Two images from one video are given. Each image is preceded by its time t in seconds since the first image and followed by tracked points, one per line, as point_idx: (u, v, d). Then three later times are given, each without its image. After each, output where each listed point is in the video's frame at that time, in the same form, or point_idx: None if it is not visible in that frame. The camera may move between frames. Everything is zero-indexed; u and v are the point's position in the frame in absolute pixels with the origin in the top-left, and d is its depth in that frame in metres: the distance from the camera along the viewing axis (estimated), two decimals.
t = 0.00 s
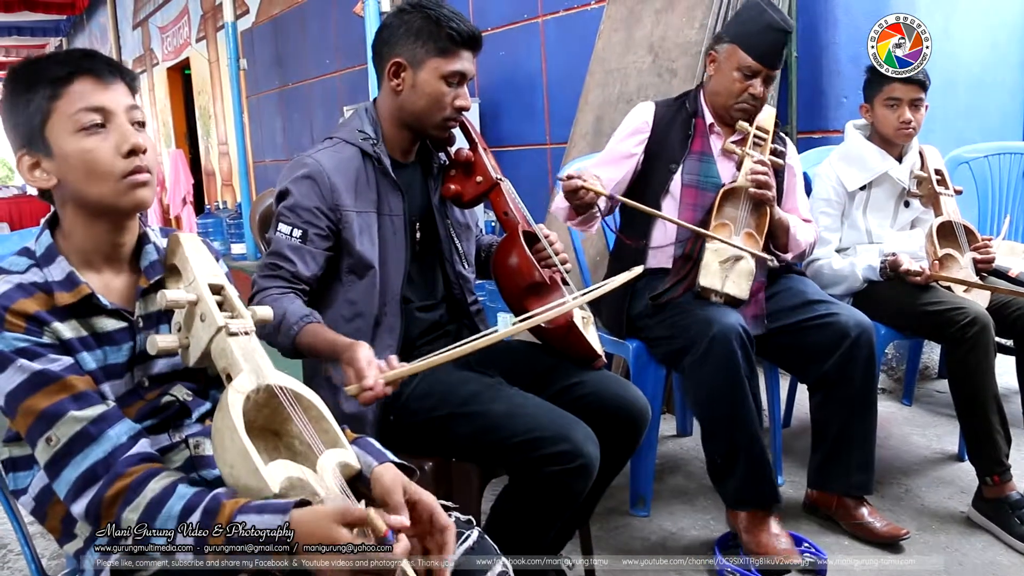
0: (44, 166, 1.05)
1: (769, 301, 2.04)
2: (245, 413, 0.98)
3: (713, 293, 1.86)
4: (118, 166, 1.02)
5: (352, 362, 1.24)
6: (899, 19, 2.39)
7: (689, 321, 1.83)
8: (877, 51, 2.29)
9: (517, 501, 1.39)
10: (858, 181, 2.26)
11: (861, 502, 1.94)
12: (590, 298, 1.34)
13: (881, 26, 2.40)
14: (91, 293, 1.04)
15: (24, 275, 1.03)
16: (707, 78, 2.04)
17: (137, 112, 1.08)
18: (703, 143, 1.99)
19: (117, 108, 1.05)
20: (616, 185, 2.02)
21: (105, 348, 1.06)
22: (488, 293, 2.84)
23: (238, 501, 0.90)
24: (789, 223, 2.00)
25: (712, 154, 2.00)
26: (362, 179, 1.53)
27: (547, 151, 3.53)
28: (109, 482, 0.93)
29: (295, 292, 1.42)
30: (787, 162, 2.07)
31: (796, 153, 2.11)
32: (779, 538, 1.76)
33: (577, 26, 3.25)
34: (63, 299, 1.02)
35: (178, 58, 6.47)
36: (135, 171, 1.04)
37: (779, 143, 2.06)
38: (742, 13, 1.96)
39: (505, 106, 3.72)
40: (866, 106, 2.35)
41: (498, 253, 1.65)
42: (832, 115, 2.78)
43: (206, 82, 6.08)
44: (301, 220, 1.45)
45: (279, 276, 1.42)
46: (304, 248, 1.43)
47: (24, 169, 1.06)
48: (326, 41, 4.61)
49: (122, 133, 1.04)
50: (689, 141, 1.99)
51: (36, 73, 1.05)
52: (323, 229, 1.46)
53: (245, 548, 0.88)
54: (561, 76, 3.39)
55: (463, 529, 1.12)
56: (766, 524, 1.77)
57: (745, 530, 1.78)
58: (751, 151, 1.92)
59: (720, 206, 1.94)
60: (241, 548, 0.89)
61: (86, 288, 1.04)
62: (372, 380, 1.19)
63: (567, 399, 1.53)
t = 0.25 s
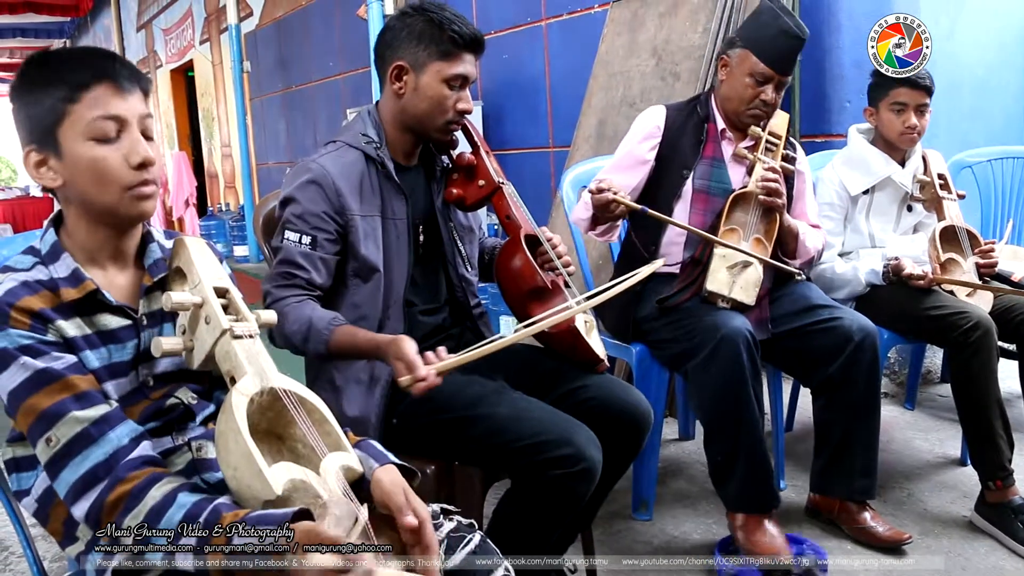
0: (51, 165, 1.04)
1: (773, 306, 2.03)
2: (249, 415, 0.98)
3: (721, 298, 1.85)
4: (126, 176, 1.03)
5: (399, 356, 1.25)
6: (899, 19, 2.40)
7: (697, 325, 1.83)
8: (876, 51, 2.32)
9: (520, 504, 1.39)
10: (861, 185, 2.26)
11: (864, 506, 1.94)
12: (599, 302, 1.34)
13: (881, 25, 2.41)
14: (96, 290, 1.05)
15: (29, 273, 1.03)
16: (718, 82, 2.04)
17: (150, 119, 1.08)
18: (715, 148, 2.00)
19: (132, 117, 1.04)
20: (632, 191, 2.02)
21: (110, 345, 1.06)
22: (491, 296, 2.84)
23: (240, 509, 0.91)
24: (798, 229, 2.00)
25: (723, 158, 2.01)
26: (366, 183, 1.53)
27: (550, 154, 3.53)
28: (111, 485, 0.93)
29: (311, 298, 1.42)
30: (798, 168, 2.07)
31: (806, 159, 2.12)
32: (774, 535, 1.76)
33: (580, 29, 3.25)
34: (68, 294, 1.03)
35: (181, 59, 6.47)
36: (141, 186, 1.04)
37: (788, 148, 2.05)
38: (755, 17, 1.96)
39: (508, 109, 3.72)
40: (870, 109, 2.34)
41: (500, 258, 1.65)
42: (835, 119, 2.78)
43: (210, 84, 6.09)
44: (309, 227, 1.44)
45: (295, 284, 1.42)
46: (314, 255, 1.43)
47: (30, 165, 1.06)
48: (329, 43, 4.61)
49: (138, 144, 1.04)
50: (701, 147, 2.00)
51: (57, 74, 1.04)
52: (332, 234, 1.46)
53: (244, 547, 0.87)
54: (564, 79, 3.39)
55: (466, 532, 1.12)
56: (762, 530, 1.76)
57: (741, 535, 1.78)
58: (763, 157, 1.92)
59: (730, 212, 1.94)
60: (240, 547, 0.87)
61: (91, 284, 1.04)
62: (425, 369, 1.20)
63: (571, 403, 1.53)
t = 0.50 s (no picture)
0: (77, 157, 1.03)
1: (773, 307, 2.03)
2: (249, 417, 0.99)
3: (721, 294, 1.86)
4: (145, 194, 1.02)
5: (438, 345, 1.29)
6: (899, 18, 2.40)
7: (695, 321, 1.83)
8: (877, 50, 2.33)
9: (518, 503, 1.40)
10: (860, 185, 2.27)
11: (864, 507, 1.94)
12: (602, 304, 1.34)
13: (881, 25, 2.42)
14: (99, 286, 1.05)
15: (32, 265, 1.03)
16: (723, 83, 2.04)
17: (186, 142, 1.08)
18: (718, 148, 2.00)
19: (169, 139, 1.04)
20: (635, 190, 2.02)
21: (109, 343, 1.06)
22: (491, 298, 2.84)
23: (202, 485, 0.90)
24: (799, 232, 2.01)
25: (727, 159, 2.01)
26: (367, 185, 1.54)
27: (549, 156, 3.53)
28: (89, 484, 0.93)
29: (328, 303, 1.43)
30: (800, 171, 2.07)
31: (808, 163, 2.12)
32: (756, 537, 1.78)
33: (580, 30, 3.26)
34: (72, 289, 1.03)
35: (180, 62, 6.48)
36: (154, 207, 1.04)
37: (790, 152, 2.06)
38: (762, 20, 1.97)
39: (507, 111, 3.72)
40: (869, 109, 2.35)
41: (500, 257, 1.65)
42: (835, 120, 2.78)
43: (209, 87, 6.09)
44: (315, 233, 1.44)
45: (311, 289, 1.43)
46: (324, 260, 1.44)
47: (55, 152, 1.04)
48: (329, 45, 4.62)
49: (170, 167, 1.04)
50: (705, 147, 2.00)
51: (115, 76, 1.04)
52: (338, 237, 1.46)
53: (246, 546, 0.85)
54: (563, 80, 3.40)
55: (465, 533, 1.12)
56: (745, 526, 1.79)
57: (724, 528, 1.80)
58: (767, 158, 1.92)
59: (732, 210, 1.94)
60: (241, 547, 0.85)
61: (95, 280, 1.04)
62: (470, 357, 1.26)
63: (571, 403, 1.53)
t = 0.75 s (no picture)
0: (113, 159, 1.04)
1: (770, 306, 2.03)
2: (249, 415, 0.99)
3: (710, 289, 1.84)
4: (174, 212, 1.03)
5: (416, 352, 1.27)
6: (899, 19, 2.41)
7: (682, 318, 1.83)
8: (878, 50, 2.35)
9: (518, 503, 1.40)
10: (860, 185, 2.27)
11: (864, 506, 1.94)
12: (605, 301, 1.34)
13: (881, 25, 2.43)
14: (102, 291, 1.05)
15: (34, 267, 1.02)
16: (726, 85, 2.04)
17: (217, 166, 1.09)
18: (717, 146, 2.00)
19: (209, 161, 1.06)
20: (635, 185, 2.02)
21: (109, 346, 1.06)
22: (490, 297, 2.84)
23: (181, 507, 0.92)
24: (795, 232, 2.01)
25: (725, 158, 2.01)
26: (368, 183, 1.54)
27: (549, 156, 3.53)
28: (52, 508, 0.93)
29: (317, 298, 1.43)
30: (798, 174, 2.08)
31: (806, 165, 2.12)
32: (756, 524, 1.78)
33: (580, 30, 3.26)
34: (74, 293, 1.03)
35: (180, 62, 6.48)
36: (180, 225, 1.05)
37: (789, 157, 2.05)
38: (767, 23, 1.97)
39: (507, 111, 3.72)
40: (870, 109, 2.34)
41: (500, 254, 1.65)
42: (835, 119, 2.78)
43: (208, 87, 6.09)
44: (313, 229, 1.44)
45: (302, 285, 1.43)
46: (320, 257, 1.43)
47: (90, 149, 1.04)
48: (328, 45, 4.62)
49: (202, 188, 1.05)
50: (704, 144, 2.00)
51: (179, 92, 1.06)
52: (337, 235, 1.46)
53: (244, 546, 0.87)
54: (563, 80, 3.40)
55: (465, 531, 1.13)
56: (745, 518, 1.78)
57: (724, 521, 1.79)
58: (764, 160, 1.91)
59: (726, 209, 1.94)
60: (235, 547, 0.87)
61: (97, 285, 1.05)
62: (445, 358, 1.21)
63: (572, 403, 1.53)
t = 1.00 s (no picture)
0: (121, 157, 1.04)
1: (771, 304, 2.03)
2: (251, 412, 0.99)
3: (715, 293, 1.87)
4: (181, 210, 1.03)
5: (352, 324, 1.21)
6: (899, 19, 2.38)
7: (688, 324, 1.83)
8: (878, 50, 2.31)
9: (524, 503, 1.40)
10: (860, 183, 2.27)
11: (864, 504, 1.94)
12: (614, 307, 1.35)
13: (881, 25, 2.39)
14: (104, 289, 1.05)
15: (39, 265, 1.03)
16: (727, 82, 2.04)
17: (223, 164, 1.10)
18: (719, 145, 2.00)
19: (213, 159, 1.07)
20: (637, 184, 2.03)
21: (112, 344, 1.06)
22: (490, 296, 2.84)
23: (181, 513, 0.92)
24: (796, 230, 2.01)
25: (727, 156, 2.01)
26: (362, 177, 1.54)
27: (549, 154, 3.53)
28: (55, 508, 0.93)
29: (299, 286, 1.41)
30: (799, 172, 2.07)
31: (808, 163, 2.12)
32: (775, 532, 1.77)
33: (579, 29, 3.26)
34: (78, 291, 1.03)
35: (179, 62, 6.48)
36: (186, 223, 1.05)
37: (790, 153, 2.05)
38: (768, 20, 1.96)
39: (506, 110, 3.72)
40: (870, 107, 2.34)
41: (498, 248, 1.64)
42: (835, 117, 2.78)
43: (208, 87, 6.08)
44: (302, 219, 1.45)
45: (282, 273, 1.42)
46: (306, 245, 1.43)
47: (98, 147, 1.05)
48: (327, 44, 4.62)
49: (207, 186, 1.05)
50: (705, 142, 2.00)
51: (188, 91, 1.07)
52: (324, 227, 1.46)
53: (244, 547, 0.88)
54: (563, 79, 3.40)
55: (466, 529, 1.13)
56: (760, 520, 1.78)
57: (739, 525, 1.79)
58: (765, 160, 1.93)
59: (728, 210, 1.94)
60: (234, 547, 0.87)
61: (101, 283, 1.05)
62: (376, 338, 1.15)
63: (573, 401, 1.53)
